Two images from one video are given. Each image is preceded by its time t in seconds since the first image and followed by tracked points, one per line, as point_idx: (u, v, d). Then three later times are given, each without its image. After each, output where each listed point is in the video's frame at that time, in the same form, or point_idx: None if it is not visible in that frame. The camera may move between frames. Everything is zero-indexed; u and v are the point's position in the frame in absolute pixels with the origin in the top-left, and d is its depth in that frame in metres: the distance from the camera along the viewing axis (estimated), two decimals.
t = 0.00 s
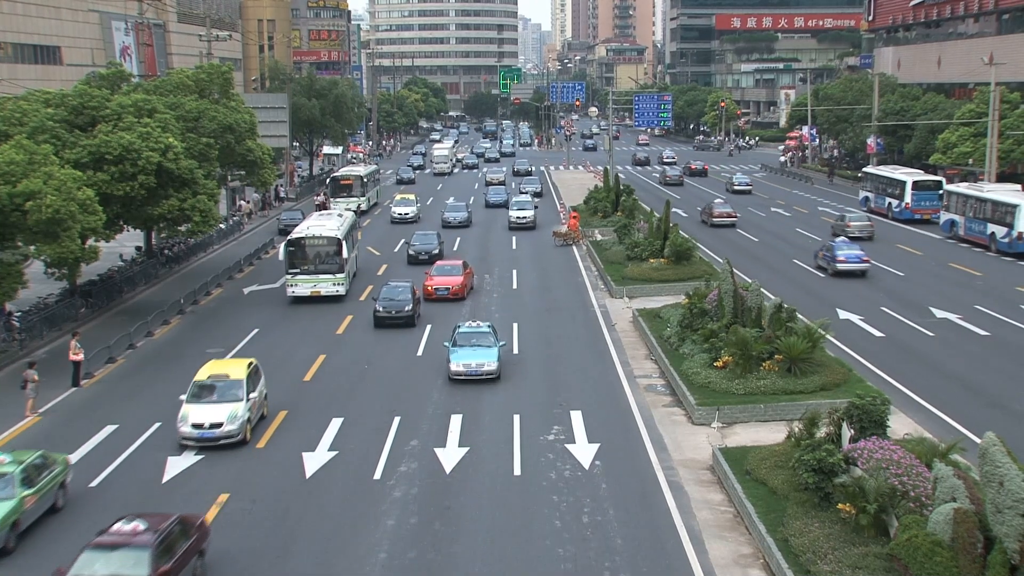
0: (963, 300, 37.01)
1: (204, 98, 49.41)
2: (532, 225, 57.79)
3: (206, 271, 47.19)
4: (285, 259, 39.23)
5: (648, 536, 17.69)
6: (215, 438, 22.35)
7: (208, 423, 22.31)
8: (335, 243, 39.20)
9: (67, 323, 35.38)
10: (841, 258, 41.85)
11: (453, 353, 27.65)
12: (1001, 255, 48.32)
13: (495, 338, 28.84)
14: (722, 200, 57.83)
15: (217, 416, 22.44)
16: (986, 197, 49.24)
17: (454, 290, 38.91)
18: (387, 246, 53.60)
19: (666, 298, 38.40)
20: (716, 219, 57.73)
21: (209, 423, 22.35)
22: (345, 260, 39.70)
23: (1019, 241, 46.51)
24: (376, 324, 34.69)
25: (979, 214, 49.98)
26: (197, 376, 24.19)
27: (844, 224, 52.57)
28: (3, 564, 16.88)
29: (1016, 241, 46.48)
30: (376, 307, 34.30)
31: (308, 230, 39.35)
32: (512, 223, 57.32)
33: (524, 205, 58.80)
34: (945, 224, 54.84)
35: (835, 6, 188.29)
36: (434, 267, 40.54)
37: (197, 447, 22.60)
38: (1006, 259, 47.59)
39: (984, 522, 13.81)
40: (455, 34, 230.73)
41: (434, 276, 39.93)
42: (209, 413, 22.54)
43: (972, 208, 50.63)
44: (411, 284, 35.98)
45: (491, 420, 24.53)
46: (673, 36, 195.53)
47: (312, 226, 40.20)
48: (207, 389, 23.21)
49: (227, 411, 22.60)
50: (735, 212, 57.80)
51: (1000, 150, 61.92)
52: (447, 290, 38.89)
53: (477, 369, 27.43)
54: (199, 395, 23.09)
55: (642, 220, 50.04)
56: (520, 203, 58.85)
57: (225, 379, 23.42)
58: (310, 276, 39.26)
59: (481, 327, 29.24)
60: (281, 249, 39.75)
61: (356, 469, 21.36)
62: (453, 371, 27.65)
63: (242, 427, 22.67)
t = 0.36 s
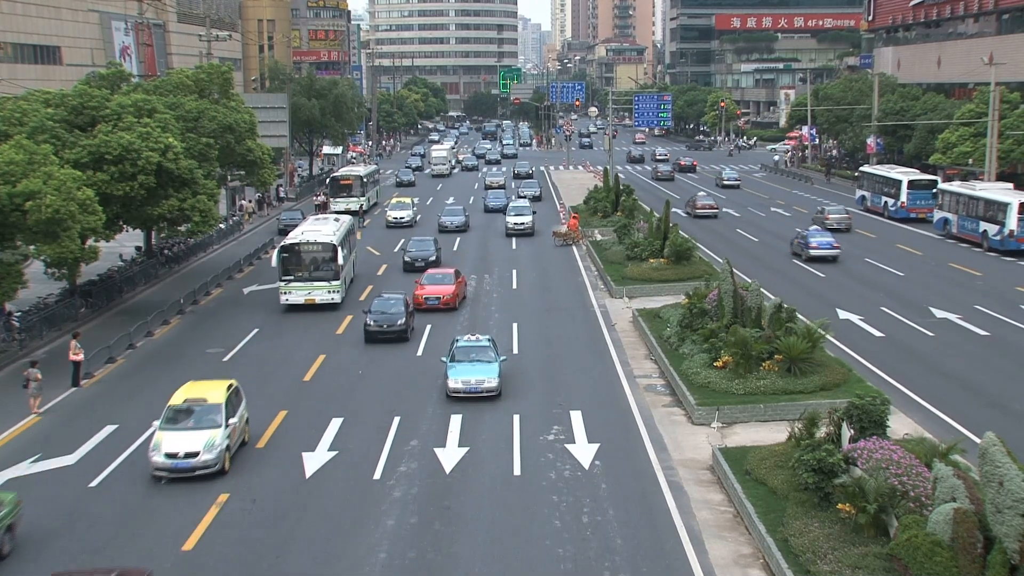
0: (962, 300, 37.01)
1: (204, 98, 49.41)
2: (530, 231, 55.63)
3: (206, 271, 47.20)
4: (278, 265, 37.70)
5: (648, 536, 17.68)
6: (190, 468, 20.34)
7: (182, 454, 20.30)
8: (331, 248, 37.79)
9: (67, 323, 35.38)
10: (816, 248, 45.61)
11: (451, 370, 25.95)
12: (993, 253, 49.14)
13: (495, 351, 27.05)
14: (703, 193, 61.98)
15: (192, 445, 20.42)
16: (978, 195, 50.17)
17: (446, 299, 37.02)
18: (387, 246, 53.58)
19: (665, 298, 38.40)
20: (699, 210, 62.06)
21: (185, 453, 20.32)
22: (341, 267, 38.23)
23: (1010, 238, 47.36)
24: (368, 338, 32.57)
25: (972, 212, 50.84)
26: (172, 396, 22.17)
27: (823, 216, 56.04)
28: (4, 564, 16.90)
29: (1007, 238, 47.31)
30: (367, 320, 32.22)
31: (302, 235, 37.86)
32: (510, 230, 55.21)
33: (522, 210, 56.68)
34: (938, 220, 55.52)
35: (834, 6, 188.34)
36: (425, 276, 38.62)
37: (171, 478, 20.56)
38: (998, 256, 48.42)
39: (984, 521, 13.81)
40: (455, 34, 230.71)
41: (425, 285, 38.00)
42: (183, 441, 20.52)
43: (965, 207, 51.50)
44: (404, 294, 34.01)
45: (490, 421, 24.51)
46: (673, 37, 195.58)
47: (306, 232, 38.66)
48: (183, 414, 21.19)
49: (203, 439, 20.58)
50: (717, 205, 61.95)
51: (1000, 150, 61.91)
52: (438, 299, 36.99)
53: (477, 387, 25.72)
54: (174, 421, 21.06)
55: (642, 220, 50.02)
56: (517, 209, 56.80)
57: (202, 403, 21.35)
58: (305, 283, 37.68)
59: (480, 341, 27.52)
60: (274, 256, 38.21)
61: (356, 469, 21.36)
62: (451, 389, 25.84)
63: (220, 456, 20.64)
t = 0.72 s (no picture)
0: (961, 300, 37.01)
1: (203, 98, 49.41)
2: (529, 238, 53.22)
3: (206, 271, 47.20)
4: (270, 272, 36.20)
5: (648, 536, 17.69)
6: (161, 504, 18.40)
7: (152, 487, 18.37)
8: (325, 256, 36.27)
9: (67, 323, 35.39)
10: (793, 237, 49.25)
11: (450, 388, 24.41)
12: (987, 251, 49.71)
13: (496, 367, 25.60)
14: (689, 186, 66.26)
15: (164, 477, 18.49)
16: (971, 194, 50.77)
17: (436, 311, 35.03)
18: (386, 246, 53.54)
19: (665, 298, 38.40)
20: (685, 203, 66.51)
21: (155, 487, 18.39)
22: (336, 275, 36.75)
23: (1003, 236, 47.85)
24: (357, 354, 30.54)
25: (966, 211, 51.41)
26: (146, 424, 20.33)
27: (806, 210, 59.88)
28: (4, 564, 16.92)
29: (1000, 237, 47.86)
30: (356, 335, 30.18)
31: (295, 242, 36.33)
32: (507, 236, 52.81)
33: (519, 217, 54.27)
34: (931, 218, 56.30)
35: (834, 6, 188.35)
36: (415, 285, 36.59)
37: (139, 514, 18.64)
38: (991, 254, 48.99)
39: (983, 521, 13.82)
40: (455, 34, 230.67)
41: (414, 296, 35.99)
42: (154, 473, 18.59)
43: (959, 206, 52.07)
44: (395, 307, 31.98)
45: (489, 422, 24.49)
46: (673, 37, 195.62)
47: (301, 238, 37.13)
48: (155, 441, 19.34)
49: (176, 471, 18.66)
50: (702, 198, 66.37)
51: (1000, 150, 61.92)
52: (427, 311, 34.96)
53: (477, 406, 24.23)
54: (144, 451, 19.15)
55: (642, 220, 49.98)
56: (515, 215, 54.50)
57: (176, 432, 19.48)
58: (298, 291, 36.21)
59: (481, 355, 26.09)
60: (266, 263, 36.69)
61: (356, 469, 21.36)
62: (449, 407, 24.34)
63: (194, 490, 18.73)
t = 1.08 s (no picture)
0: (961, 300, 36.99)
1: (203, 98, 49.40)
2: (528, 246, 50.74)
3: (206, 271, 47.19)
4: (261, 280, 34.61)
5: (648, 536, 17.70)
6: (128, 545, 16.62)
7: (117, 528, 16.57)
8: (318, 262, 34.54)
9: (67, 323, 35.39)
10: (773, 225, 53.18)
11: (450, 407, 22.86)
12: (981, 249, 49.91)
13: (498, 385, 24.03)
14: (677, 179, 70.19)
15: (130, 517, 16.70)
16: (967, 193, 51.00)
17: (426, 323, 33.22)
18: (387, 247, 53.55)
19: (665, 298, 38.39)
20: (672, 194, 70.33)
21: (121, 527, 16.62)
22: (330, 283, 35.06)
23: (997, 234, 47.98)
24: (346, 373, 28.35)
25: (961, 210, 51.61)
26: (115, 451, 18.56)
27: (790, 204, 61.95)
28: (3, 564, 16.91)
29: (994, 235, 47.98)
30: (345, 353, 28.03)
31: (287, 250, 34.72)
32: (506, 243, 50.41)
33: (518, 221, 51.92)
34: (927, 218, 56.60)
35: (834, 6, 188.38)
36: (402, 297, 34.72)
37: (105, 555, 16.86)
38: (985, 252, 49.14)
39: (984, 521, 13.81)
40: (455, 34, 230.70)
41: (402, 308, 34.11)
42: (120, 512, 16.80)
43: (954, 205, 52.27)
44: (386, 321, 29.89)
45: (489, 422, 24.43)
46: (673, 36, 195.66)
47: (294, 244, 35.44)
48: (123, 474, 17.53)
49: (144, 509, 16.84)
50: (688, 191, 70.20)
51: (1000, 150, 61.91)
52: (415, 323, 33.15)
53: (479, 426, 22.66)
54: (110, 484, 17.35)
55: (642, 220, 49.97)
56: (514, 220, 52.12)
57: (145, 464, 17.64)
58: (290, 300, 34.62)
59: (481, 372, 24.65)
60: (257, 271, 35.09)
61: (356, 469, 21.36)
62: (450, 428, 22.75)
63: (165, 530, 16.93)
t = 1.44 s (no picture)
0: (960, 300, 37.00)
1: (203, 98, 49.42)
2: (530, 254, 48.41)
3: (206, 271, 47.18)
4: (251, 289, 32.90)
5: (648, 536, 17.70)
6: None
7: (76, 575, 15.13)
8: (312, 271, 32.90)
9: (67, 323, 35.38)
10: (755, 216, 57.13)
11: (457, 429, 21.27)
12: (978, 248, 50.00)
13: (504, 404, 22.56)
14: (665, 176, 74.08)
15: (91, 561, 15.31)
16: (963, 192, 51.04)
17: (416, 337, 31.21)
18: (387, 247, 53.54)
19: (665, 298, 38.39)
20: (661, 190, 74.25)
21: (80, 572, 15.21)
22: (324, 292, 33.42)
23: (993, 233, 48.03)
24: (332, 395, 26.16)
25: (957, 209, 51.63)
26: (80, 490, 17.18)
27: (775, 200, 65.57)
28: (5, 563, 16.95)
29: (990, 234, 48.04)
30: (332, 372, 26.00)
31: (279, 257, 33.02)
32: (506, 250, 47.89)
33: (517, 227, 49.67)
34: (923, 218, 56.84)
35: (834, 6, 188.46)
36: (389, 309, 32.66)
37: None
38: (981, 250, 49.22)
39: (983, 521, 13.81)
40: (455, 34, 230.73)
41: (389, 321, 32.02)
42: (80, 555, 15.42)
43: (951, 204, 52.31)
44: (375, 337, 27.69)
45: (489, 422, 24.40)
46: (673, 36, 195.67)
47: (285, 251, 33.77)
48: (84, 514, 16.14)
49: (107, 552, 15.45)
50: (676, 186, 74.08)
51: (1000, 150, 61.91)
52: (403, 337, 31.13)
53: (487, 448, 21.12)
54: (70, 525, 15.99)
55: (642, 220, 49.97)
56: (513, 226, 49.48)
57: (108, 503, 16.25)
58: (282, 310, 32.93)
59: (486, 390, 23.10)
60: (247, 279, 33.38)
61: (356, 468, 21.36)
62: (456, 450, 21.14)
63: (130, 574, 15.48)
